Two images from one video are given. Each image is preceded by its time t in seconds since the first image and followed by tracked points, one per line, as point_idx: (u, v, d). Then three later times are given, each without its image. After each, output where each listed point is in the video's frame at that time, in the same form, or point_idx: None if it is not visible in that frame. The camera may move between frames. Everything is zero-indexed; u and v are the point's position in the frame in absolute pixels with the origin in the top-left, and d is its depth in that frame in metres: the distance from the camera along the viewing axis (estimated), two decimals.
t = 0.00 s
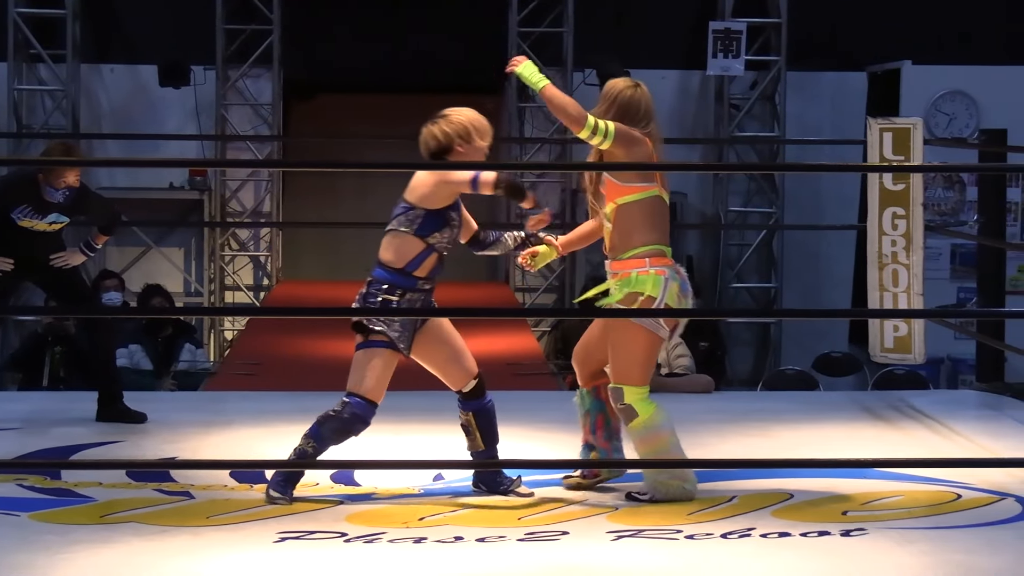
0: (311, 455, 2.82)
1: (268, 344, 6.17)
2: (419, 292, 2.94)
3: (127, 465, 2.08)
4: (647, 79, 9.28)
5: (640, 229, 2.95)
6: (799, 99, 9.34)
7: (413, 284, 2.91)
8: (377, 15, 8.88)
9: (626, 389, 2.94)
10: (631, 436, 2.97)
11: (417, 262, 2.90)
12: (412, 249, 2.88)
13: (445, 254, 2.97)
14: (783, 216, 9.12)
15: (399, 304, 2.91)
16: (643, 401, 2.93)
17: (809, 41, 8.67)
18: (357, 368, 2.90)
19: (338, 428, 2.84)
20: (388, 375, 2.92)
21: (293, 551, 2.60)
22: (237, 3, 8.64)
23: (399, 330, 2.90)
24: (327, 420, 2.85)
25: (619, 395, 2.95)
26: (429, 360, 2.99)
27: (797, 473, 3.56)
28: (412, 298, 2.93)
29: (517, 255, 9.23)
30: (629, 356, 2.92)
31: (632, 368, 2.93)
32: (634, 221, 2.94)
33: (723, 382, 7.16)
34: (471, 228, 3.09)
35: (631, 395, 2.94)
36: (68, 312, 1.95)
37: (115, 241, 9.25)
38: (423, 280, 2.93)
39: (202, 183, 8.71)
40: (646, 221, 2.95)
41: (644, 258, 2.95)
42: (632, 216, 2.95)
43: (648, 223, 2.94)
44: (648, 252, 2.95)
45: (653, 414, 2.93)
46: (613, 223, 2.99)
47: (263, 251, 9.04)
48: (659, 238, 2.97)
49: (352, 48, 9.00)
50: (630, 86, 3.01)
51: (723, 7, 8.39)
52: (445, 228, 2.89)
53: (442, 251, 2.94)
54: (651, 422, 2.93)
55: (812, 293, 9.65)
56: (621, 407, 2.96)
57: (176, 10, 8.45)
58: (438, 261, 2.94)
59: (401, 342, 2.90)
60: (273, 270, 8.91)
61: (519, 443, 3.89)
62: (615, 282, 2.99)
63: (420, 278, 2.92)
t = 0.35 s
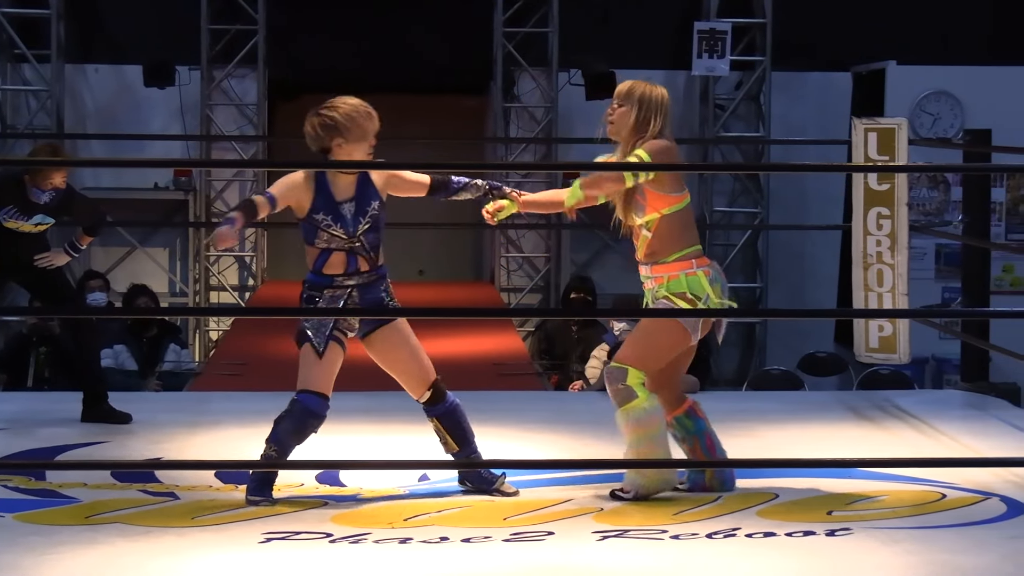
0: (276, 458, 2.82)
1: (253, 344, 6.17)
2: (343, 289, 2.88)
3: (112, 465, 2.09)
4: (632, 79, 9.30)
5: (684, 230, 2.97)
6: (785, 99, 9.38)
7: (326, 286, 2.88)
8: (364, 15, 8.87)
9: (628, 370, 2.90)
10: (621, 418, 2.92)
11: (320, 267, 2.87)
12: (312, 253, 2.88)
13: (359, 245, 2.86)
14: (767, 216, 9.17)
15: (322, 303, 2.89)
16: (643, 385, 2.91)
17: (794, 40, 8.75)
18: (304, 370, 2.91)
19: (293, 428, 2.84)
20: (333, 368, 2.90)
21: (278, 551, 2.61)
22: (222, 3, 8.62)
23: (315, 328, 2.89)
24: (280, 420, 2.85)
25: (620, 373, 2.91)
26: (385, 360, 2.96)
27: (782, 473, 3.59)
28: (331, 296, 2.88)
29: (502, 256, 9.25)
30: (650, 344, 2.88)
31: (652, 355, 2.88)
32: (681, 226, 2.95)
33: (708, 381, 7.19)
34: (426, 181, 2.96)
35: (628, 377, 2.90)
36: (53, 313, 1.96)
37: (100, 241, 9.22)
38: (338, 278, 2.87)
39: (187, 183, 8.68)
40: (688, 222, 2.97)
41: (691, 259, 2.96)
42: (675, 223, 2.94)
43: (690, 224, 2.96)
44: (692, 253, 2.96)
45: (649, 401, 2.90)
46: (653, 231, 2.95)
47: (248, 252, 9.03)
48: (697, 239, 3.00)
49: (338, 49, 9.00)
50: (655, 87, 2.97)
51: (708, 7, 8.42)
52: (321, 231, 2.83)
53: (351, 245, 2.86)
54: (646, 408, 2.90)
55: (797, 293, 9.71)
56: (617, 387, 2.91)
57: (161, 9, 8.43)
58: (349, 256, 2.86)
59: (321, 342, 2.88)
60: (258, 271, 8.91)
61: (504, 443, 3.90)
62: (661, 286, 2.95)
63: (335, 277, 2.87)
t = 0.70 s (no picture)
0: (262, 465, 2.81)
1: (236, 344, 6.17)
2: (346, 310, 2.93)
3: (96, 466, 2.09)
4: (615, 80, 9.32)
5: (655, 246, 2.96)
6: (767, 100, 9.42)
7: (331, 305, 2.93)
8: (349, 15, 8.87)
9: (585, 376, 2.93)
10: (564, 422, 2.92)
11: (327, 285, 2.94)
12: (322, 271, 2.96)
13: (367, 269, 2.91)
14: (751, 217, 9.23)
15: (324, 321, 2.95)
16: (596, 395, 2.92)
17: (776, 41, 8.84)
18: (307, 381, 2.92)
19: (287, 438, 2.82)
20: (337, 382, 2.93)
21: (262, 552, 2.62)
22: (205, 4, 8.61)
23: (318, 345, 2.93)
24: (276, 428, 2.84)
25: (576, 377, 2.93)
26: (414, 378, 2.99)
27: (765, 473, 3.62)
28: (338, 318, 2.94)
29: (486, 256, 9.28)
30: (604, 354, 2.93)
31: (607, 368, 2.93)
32: (650, 241, 2.95)
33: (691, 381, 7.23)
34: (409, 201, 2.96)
35: (582, 384, 2.92)
36: (37, 313, 1.97)
37: (83, 241, 9.19)
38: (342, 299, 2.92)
39: (171, 183, 8.67)
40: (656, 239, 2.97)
41: (657, 276, 2.95)
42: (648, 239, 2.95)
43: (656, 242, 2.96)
44: (659, 269, 2.96)
45: (598, 409, 2.90)
46: (619, 249, 2.96)
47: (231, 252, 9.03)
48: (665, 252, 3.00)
49: (322, 49, 9.00)
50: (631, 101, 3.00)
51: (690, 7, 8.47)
52: (328, 250, 2.90)
53: (358, 267, 2.91)
54: (593, 416, 2.89)
55: (779, 292, 9.77)
56: (571, 391, 2.94)
57: (144, 9, 8.40)
58: (356, 278, 2.91)
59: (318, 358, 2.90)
60: (242, 271, 8.90)
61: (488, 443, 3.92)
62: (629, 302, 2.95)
63: (341, 297, 2.92)
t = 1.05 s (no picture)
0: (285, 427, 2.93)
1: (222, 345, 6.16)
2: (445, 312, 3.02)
3: (82, 468, 2.09)
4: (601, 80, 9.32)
5: (607, 222, 3.06)
6: (752, 100, 9.42)
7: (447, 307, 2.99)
8: (335, 15, 8.85)
9: (564, 373, 2.99)
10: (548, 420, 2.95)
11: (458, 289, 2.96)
12: (467, 272, 2.95)
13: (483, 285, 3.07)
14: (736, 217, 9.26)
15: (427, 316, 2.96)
16: (577, 391, 2.97)
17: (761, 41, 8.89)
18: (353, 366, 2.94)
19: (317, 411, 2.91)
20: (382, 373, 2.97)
21: (248, 552, 2.62)
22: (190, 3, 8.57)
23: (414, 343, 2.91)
24: (312, 406, 2.91)
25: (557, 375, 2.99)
26: (435, 363, 3.08)
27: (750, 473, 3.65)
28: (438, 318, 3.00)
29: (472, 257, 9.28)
30: (578, 348, 3.00)
31: (582, 357, 2.98)
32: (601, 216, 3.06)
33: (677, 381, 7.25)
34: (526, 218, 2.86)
35: (564, 379, 2.98)
36: (22, 315, 1.97)
37: (67, 242, 9.14)
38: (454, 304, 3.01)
39: (156, 183, 8.63)
40: (615, 215, 3.07)
41: (607, 250, 3.07)
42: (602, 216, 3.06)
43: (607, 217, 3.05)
44: (609, 245, 3.07)
45: (577, 407, 2.94)
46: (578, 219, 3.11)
47: (216, 252, 9.01)
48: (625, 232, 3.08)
49: (309, 49, 8.99)
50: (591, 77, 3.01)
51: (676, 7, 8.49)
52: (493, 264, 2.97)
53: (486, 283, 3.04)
54: (573, 413, 2.93)
55: (765, 293, 9.81)
56: (553, 390, 2.99)
57: (127, 8, 8.35)
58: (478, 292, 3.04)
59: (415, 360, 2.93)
60: (227, 272, 8.87)
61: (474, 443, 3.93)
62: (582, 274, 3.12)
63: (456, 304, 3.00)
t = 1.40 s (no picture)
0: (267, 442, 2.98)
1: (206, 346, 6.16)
2: (383, 287, 3.05)
3: (67, 468, 2.10)
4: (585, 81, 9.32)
5: (669, 232, 2.98)
6: (737, 99, 9.37)
7: (372, 277, 3.03)
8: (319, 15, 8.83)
9: (620, 376, 2.99)
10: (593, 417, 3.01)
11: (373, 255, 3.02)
12: (379, 241, 3.02)
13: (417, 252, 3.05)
14: (720, 218, 9.30)
15: (358, 292, 3.04)
16: (629, 398, 2.97)
17: (745, 42, 8.93)
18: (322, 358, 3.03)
19: (290, 415, 2.97)
20: (346, 364, 3.05)
21: (232, 553, 2.64)
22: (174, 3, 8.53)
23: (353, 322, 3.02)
24: (283, 408, 2.98)
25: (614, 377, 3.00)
26: (403, 354, 3.09)
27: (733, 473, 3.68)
28: (372, 290, 3.04)
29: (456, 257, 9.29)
30: (639, 355, 2.97)
31: (637, 364, 2.96)
32: (665, 226, 2.97)
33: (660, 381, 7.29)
34: (485, 219, 3.01)
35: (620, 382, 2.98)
36: (8, 315, 1.98)
37: (50, 242, 9.10)
38: (383, 274, 3.04)
39: (140, 184, 8.60)
40: (678, 225, 2.98)
41: (670, 263, 2.97)
42: (663, 225, 2.98)
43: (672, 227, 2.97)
44: (674, 256, 2.97)
45: (624, 413, 2.96)
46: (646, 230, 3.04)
47: (200, 253, 8.99)
48: (689, 243, 2.98)
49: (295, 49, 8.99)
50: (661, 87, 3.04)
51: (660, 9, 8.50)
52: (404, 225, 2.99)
53: (412, 250, 3.04)
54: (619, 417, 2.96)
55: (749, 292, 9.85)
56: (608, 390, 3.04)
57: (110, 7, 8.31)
58: (405, 259, 3.03)
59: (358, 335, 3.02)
60: (211, 272, 8.85)
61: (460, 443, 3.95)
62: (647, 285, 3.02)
63: (381, 272, 3.03)
